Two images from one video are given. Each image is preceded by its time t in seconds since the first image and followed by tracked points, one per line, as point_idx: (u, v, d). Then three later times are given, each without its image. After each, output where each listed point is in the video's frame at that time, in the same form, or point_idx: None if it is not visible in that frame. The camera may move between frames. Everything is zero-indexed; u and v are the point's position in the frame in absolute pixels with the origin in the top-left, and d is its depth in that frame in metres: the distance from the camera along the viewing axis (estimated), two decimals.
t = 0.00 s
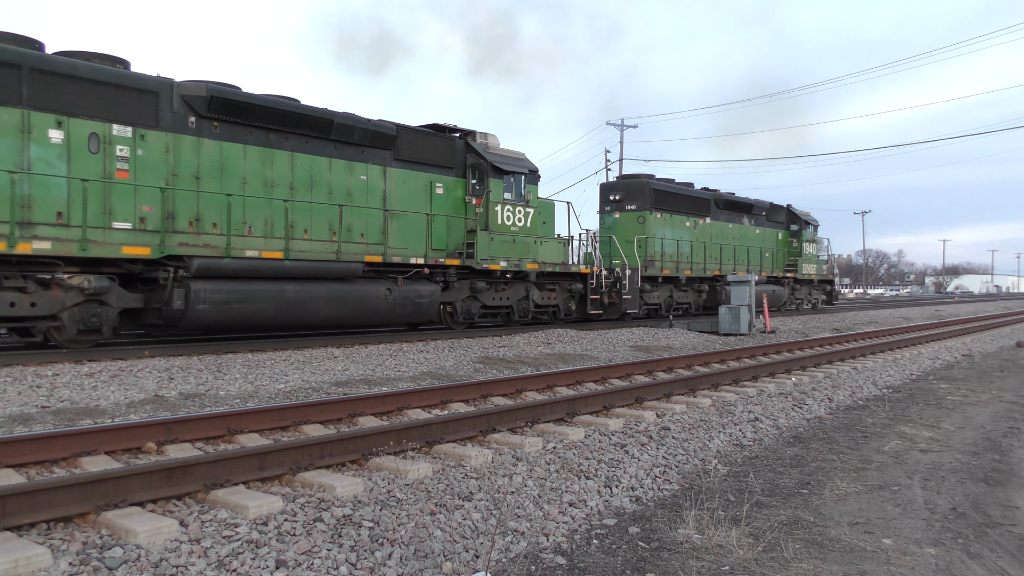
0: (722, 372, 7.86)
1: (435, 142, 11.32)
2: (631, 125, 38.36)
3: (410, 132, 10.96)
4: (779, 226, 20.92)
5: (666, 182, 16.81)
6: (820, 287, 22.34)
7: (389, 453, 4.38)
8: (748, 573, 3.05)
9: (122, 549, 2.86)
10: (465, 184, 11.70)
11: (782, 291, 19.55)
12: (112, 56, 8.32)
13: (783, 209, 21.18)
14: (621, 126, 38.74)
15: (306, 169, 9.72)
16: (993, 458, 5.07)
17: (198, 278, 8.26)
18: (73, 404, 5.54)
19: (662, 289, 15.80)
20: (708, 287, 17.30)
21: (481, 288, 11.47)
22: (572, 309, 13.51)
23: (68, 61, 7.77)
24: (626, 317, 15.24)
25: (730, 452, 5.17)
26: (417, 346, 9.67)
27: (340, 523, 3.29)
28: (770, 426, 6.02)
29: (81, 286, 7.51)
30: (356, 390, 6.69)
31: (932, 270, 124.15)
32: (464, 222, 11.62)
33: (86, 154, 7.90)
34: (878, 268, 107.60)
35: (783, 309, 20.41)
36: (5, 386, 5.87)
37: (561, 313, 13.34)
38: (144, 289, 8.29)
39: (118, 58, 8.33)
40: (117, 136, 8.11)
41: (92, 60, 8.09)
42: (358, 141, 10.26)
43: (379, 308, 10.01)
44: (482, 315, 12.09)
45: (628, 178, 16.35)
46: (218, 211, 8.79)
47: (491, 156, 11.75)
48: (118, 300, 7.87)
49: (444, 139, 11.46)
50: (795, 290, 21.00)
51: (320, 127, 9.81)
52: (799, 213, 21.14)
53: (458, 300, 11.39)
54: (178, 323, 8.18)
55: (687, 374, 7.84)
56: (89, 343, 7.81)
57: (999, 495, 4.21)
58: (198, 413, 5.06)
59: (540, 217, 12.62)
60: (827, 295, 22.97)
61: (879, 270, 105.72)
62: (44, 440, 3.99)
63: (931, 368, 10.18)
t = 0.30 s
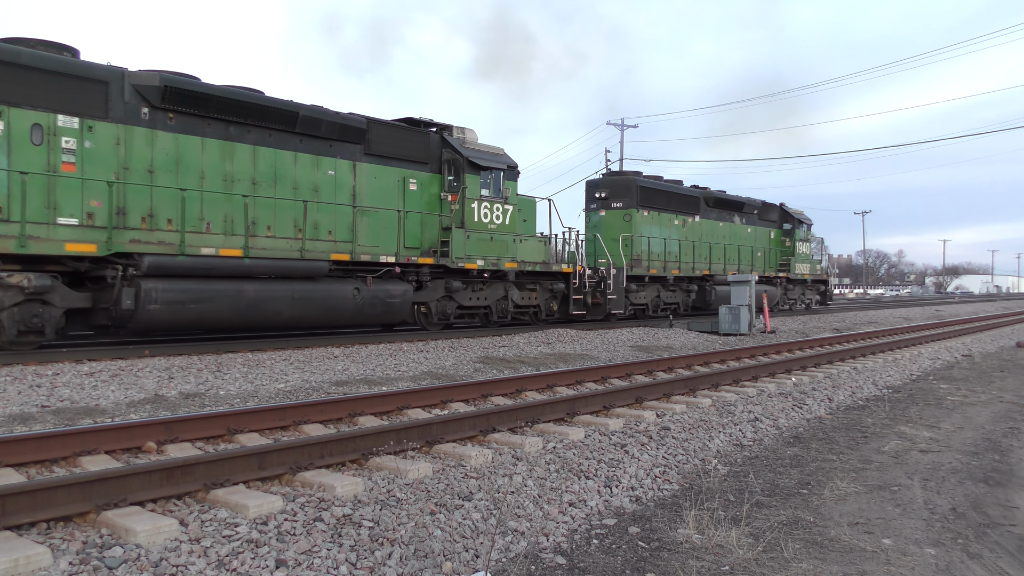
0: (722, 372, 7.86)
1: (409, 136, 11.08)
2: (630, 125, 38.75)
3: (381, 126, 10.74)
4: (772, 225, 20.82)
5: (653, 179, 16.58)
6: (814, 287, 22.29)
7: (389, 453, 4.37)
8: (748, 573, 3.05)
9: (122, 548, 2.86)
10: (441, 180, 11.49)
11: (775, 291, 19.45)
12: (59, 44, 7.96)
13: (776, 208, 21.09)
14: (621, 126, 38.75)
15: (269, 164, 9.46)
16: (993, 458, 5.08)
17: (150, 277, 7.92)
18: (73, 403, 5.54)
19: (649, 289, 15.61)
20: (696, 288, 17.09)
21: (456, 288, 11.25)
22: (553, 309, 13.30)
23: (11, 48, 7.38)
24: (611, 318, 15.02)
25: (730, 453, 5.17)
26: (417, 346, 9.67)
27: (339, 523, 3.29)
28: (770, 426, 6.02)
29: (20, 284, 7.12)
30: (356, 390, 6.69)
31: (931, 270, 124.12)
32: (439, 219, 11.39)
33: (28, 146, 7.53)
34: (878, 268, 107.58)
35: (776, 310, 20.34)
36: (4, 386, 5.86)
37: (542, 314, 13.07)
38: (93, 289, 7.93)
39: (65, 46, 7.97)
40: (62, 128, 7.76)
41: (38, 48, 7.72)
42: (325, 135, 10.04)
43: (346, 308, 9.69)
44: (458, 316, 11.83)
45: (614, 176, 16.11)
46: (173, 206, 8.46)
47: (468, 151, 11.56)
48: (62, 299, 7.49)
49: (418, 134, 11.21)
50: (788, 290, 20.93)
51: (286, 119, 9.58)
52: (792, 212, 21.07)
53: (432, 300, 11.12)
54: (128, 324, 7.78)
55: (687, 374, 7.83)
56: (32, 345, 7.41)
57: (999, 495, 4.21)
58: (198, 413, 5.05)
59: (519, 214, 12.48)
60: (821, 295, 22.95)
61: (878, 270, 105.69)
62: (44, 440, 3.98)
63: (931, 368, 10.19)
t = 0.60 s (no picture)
0: (722, 372, 7.86)
1: (380, 131, 10.72)
2: (630, 127, 39.24)
3: (349, 119, 10.36)
4: (763, 223, 20.77)
5: (639, 177, 16.40)
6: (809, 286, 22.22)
7: (389, 452, 4.38)
8: (748, 573, 3.05)
9: (122, 548, 2.86)
10: (414, 175, 11.10)
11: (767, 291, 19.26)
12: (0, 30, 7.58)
13: (768, 207, 21.00)
14: (621, 126, 38.74)
15: (228, 158, 9.10)
16: (993, 458, 5.07)
17: (96, 276, 7.58)
18: (73, 403, 5.54)
19: (635, 289, 15.36)
20: (685, 287, 16.83)
21: (428, 288, 10.93)
22: (534, 310, 12.98)
23: None
24: (597, 318, 14.78)
25: (730, 452, 5.17)
26: (417, 346, 9.67)
27: (339, 522, 3.29)
28: (770, 425, 6.02)
29: None
30: (356, 390, 6.69)
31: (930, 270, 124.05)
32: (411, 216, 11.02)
33: None
34: (877, 268, 107.51)
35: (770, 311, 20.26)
36: (4, 385, 5.86)
37: (522, 314, 12.80)
38: (35, 287, 7.58)
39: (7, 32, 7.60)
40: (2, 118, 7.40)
41: None
42: (289, 128, 9.67)
43: (312, 309, 9.37)
44: (433, 317, 11.51)
45: (599, 173, 15.92)
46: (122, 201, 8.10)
47: (442, 146, 11.20)
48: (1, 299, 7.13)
49: (390, 128, 10.84)
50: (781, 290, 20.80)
51: (247, 111, 9.21)
52: (784, 210, 20.99)
53: (404, 300, 10.83)
54: (73, 325, 7.48)
55: (686, 374, 7.82)
56: None
57: (999, 494, 4.21)
58: (198, 413, 5.05)
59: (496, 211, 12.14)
60: (815, 295, 22.89)
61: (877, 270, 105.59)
62: (43, 439, 3.98)
63: (931, 368, 10.19)
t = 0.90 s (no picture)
0: (722, 372, 7.86)
1: (349, 124, 10.39)
2: (627, 126, 39.26)
3: (316, 112, 10.02)
4: (755, 222, 20.57)
5: (625, 173, 15.99)
6: (802, 286, 22.10)
7: (389, 452, 4.38)
8: (748, 573, 3.05)
9: (122, 547, 2.86)
10: (386, 171, 10.79)
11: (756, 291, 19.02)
12: None
13: (760, 205, 20.80)
14: (621, 126, 38.70)
15: (184, 151, 8.78)
16: (993, 458, 5.07)
17: (36, 274, 7.36)
18: (74, 402, 5.55)
19: (620, 288, 15.09)
20: (672, 287, 16.53)
21: (400, 287, 10.54)
22: (514, 310, 12.61)
23: None
24: (581, 318, 14.50)
25: (729, 452, 5.17)
26: (417, 345, 9.66)
27: (340, 522, 3.30)
28: (770, 425, 6.01)
29: None
30: (355, 390, 6.69)
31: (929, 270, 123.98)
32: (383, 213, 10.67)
33: None
34: (876, 268, 107.45)
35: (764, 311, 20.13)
36: (4, 385, 5.87)
37: (501, 314, 12.42)
38: None
39: None
40: None
41: None
42: (250, 120, 9.34)
43: (273, 308, 9.07)
44: (406, 318, 11.12)
45: (583, 169, 15.43)
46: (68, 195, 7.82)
47: (415, 140, 10.76)
48: None
49: (360, 121, 10.50)
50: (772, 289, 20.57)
51: (203, 103, 8.88)
52: (777, 209, 20.77)
53: (375, 300, 10.44)
54: (13, 326, 7.28)
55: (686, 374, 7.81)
56: None
57: (999, 494, 4.21)
58: (198, 412, 5.05)
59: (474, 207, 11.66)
60: (808, 294, 22.77)
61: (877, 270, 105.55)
62: (45, 438, 3.99)
63: (931, 368, 10.19)
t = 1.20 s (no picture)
0: (722, 371, 7.85)
1: (315, 116, 10.02)
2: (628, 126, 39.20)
3: (279, 104, 9.66)
4: (747, 220, 20.33)
5: (611, 170, 15.68)
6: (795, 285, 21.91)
7: (389, 452, 4.38)
8: (748, 573, 3.05)
9: (122, 547, 2.86)
10: (356, 166, 10.46)
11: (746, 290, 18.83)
12: None
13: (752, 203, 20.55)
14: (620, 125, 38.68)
15: (135, 144, 8.44)
16: (993, 458, 5.07)
17: None
18: (74, 402, 5.55)
19: (605, 288, 14.80)
20: (660, 287, 16.29)
21: (368, 286, 10.24)
22: (492, 310, 12.30)
23: None
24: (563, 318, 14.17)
25: (729, 452, 5.16)
26: (417, 345, 9.65)
27: (340, 521, 3.30)
28: (771, 425, 6.01)
29: None
30: (355, 389, 6.69)
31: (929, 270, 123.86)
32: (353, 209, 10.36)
33: None
34: (876, 267, 107.32)
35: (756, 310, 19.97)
36: (4, 384, 5.88)
37: (478, 315, 12.10)
38: None
39: None
40: None
41: None
42: (207, 112, 8.98)
43: (230, 310, 8.72)
44: (377, 319, 10.82)
45: (567, 165, 15.10)
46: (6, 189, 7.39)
47: (386, 134, 10.45)
48: None
49: (327, 114, 10.14)
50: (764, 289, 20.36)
51: (156, 93, 8.53)
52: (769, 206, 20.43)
53: (342, 301, 10.14)
54: None
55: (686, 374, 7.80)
56: None
57: (1000, 495, 4.21)
58: (199, 412, 5.06)
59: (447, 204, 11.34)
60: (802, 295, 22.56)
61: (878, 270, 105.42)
62: (45, 438, 3.99)
63: (931, 368, 10.18)
